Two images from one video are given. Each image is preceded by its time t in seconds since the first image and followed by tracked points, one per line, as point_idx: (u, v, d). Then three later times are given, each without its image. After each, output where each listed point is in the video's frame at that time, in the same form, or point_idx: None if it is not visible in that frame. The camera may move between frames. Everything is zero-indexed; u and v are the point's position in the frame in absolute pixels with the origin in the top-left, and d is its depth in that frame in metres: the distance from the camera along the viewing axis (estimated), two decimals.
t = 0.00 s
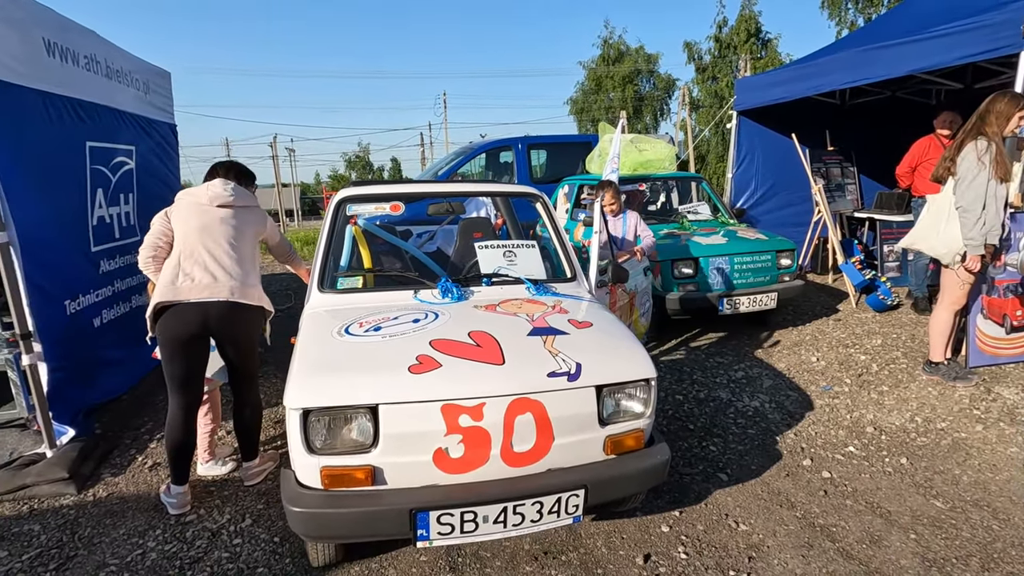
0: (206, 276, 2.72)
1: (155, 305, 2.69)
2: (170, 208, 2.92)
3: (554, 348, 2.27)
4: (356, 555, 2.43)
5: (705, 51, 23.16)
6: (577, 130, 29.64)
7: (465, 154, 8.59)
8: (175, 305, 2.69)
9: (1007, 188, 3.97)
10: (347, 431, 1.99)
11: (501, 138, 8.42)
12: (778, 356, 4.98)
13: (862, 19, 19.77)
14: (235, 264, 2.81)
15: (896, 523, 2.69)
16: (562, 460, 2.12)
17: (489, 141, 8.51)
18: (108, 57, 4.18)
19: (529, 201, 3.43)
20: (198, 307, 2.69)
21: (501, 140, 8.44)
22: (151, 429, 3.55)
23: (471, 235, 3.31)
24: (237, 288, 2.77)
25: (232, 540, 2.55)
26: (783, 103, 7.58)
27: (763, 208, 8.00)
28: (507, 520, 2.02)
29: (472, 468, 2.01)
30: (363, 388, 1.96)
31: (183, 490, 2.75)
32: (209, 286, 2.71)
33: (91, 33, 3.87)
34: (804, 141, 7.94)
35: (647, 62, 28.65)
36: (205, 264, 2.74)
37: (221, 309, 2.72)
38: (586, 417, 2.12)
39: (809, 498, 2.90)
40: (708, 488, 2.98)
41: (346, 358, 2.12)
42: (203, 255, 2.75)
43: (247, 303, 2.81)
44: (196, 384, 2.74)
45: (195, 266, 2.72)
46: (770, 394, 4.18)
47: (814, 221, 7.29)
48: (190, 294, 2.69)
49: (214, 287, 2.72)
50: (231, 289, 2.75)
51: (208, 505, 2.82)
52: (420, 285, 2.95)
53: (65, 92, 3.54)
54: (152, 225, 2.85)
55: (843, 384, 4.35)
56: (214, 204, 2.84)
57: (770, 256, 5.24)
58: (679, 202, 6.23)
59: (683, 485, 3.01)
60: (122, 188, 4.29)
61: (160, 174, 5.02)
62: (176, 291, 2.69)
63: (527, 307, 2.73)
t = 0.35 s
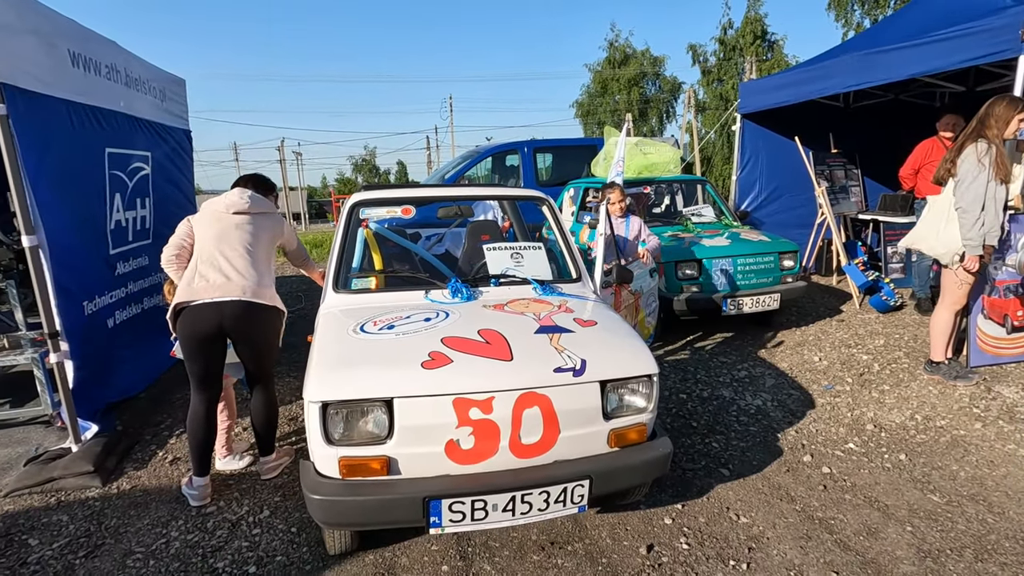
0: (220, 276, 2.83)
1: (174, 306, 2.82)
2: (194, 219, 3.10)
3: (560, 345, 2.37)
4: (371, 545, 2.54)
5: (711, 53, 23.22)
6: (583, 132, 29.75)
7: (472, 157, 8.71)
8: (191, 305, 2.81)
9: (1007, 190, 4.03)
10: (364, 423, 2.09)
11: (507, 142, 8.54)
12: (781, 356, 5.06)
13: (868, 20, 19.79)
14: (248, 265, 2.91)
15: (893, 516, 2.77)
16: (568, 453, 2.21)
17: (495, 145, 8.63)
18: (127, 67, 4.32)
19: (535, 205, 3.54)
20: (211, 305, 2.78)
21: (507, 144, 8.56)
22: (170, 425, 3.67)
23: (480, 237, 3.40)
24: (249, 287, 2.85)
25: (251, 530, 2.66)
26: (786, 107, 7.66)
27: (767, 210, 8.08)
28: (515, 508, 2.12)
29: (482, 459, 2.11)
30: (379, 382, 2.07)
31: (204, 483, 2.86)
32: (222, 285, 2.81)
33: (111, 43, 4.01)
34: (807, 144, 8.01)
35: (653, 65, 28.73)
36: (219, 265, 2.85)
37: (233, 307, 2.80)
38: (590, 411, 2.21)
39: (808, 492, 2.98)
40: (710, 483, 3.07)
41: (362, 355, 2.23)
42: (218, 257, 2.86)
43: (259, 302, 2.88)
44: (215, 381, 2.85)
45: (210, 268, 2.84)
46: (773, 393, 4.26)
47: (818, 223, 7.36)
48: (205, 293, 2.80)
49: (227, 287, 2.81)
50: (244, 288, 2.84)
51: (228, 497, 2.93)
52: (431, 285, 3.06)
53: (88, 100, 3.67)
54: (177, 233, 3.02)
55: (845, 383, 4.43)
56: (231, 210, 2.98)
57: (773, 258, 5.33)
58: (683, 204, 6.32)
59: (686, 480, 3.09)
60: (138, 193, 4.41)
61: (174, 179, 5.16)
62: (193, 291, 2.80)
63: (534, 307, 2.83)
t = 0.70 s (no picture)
0: (233, 277, 2.94)
1: (191, 306, 2.94)
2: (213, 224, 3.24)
3: (562, 344, 2.46)
4: (380, 538, 2.63)
5: (717, 55, 23.25)
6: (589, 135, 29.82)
7: (478, 161, 8.82)
8: (207, 305, 2.92)
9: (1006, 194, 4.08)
10: (373, 418, 2.19)
11: (513, 145, 8.63)
12: (783, 357, 5.12)
13: (875, 22, 19.77)
14: (260, 266, 3.01)
15: (888, 512, 2.83)
16: (569, 448, 2.30)
17: (501, 148, 8.72)
18: (144, 76, 4.44)
19: (538, 209, 3.63)
20: (225, 305, 2.89)
21: (513, 147, 8.65)
22: (185, 423, 3.79)
23: (485, 240, 3.48)
24: (262, 288, 2.95)
25: (264, 523, 2.77)
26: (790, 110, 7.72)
27: (771, 212, 8.13)
28: (518, 501, 2.21)
29: (486, 453, 2.20)
30: (387, 379, 2.17)
31: (219, 477, 2.97)
32: (236, 285, 2.92)
33: (129, 53, 4.14)
34: (811, 147, 8.06)
35: (660, 67, 28.79)
36: (233, 266, 2.96)
37: (246, 307, 2.90)
38: (590, 407, 2.30)
39: (805, 489, 3.05)
40: (710, 480, 3.14)
41: (372, 353, 2.33)
42: (232, 259, 2.98)
43: (272, 302, 2.98)
44: (230, 379, 2.95)
45: (224, 269, 2.95)
46: (773, 393, 4.33)
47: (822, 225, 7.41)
48: (219, 294, 2.91)
49: (241, 287, 2.92)
50: (257, 288, 2.94)
51: (241, 492, 3.04)
52: (437, 287, 3.15)
53: (108, 109, 3.79)
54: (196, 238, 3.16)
55: (845, 384, 4.49)
56: (245, 215, 3.10)
57: (775, 260, 5.39)
58: (687, 207, 6.40)
59: (686, 477, 3.17)
60: (153, 197, 4.53)
61: (188, 185, 5.29)
62: (208, 292, 2.92)
63: (537, 308, 2.92)
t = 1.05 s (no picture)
0: (249, 276, 3.07)
1: (209, 303, 3.07)
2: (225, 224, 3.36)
3: (561, 340, 2.57)
4: (387, 526, 2.75)
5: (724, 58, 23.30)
6: (595, 138, 29.93)
7: (484, 164, 8.95)
8: (224, 302, 3.06)
9: (1001, 196, 4.15)
10: (381, 410, 2.30)
11: (518, 149, 8.76)
12: (783, 356, 5.21)
13: (882, 24, 19.78)
14: (274, 265, 3.15)
15: (879, 504, 2.92)
16: (567, 439, 2.41)
17: (506, 152, 8.85)
18: (160, 83, 4.59)
19: (541, 211, 3.75)
20: (242, 303, 3.03)
21: (518, 151, 8.77)
22: (199, 418, 3.92)
23: (489, 241, 3.60)
24: (276, 286, 3.10)
25: (276, 512, 2.89)
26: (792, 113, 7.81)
27: (774, 215, 8.21)
28: (518, 489, 2.32)
29: (488, 443, 2.31)
30: (395, 372, 2.28)
31: (233, 469, 3.09)
32: (252, 284, 3.06)
33: (146, 62, 4.29)
34: (813, 150, 8.14)
35: (666, 70, 28.89)
36: (249, 266, 3.09)
37: (262, 305, 3.04)
38: (588, 400, 2.41)
39: (799, 482, 3.14)
40: (706, 474, 3.24)
41: (380, 348, 2.45)
42: (247, 258, 3.11)
43: (286, 300, 3.13)
44: (245, 374, 3.08)
45: (240, 268, 3.08)
46: (772, 391, 4.42)
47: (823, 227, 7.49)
48: (236, 292, 3.04)
49: (257, 285, 3.06)
50: (271, 287, 3.08)
51: (254, 483, 3.16)
52: (442, 287, 3.27)
53: (128, 116, 3.94)
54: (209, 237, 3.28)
55: (843, 382, 4.57)
56: (258, 217, 3.23)
57: (775, 261, 5.48)
58: (689, 209, 6.49)
59: (683, 470, 3.27)
60: (172, 201, 4.68)
61: (204, 188, 5.44)
62: (225, 290, 3.05)
63: (538, 306, 3.04)
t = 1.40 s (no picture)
0: (267, 277, 3.22)
1: (229, 305, 3.18)
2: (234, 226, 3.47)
3: (564, 337, 2.70)
4: (397, 515, 2.88)
5: (728, 60, 23.39)
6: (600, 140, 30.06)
7: (489, 167, 9.09)
8: (244, 303, 3.18)
9: (995, 199, 4.25)
10: (393, 403, 2.44)
11: (523, 152, 8.89)
12: (783, 355, 5.31)
13: (887, 26, 19.82)
14: (289, 266, 3.31)
15: (870, 496, 3.03)
16: (570, 431, 2.53)
17: (511, 155, 8.99)
18: (178, 92, 4.74)
19: (544, 214, 3.88)
20: (262, 303, 3.17)
21: (523, 154, 8.91)
22: (215, 414, 4.07)
23: (494, 244, 3.73)
24: (293, 286, 3.26)
25: (292, 502, 3.02)
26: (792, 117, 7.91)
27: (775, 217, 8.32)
28: (523, 477, 2.44)
29: (494, 434, 2.44)
30: (407, 366, 2.42)
31: (250, 461, 3.23)
32: (271, 285, 3.20)
33: (165, 71, 4.44)
34: (813, 153, 8.25)
35: (670, 73, 29.00)
36: (266, 268, 3.23)
37: (282, 305, 3.21)
38: (589, 394, 2.53)
39: (795, 475, 3.25)
40: (704, 467, 3.35)
41: (392, 345, 2.58)
42: (264, 260, 3.25)
43: (302, 299, 3.29)
44: (262, 370, 3.22)
45: (258, 270, 3.22)
46: (771, 389, 4.53)
47: (824, 229, 7.59)
48: (256, 293, 3.17)
49: (275, 286, 3.21)
50: (289, 287, 3.24)
51: (270, 475, 3.30)
52: (450, 287, 3.40)
53: (149, 124, 4.09)
54: (221, 240, 3.38)
55: (841, 381, 4.68)
56: (270, 218, 3.37)
57: (775, 262, 5.59)
58: (691, 212, 6.61)
59: (683, 464, 3.39)
60: (192, 205, 4.85)
61: (220, 192, 5.61)
62: (245, 291, 3.17)
63: (542, 305, 3.16)
